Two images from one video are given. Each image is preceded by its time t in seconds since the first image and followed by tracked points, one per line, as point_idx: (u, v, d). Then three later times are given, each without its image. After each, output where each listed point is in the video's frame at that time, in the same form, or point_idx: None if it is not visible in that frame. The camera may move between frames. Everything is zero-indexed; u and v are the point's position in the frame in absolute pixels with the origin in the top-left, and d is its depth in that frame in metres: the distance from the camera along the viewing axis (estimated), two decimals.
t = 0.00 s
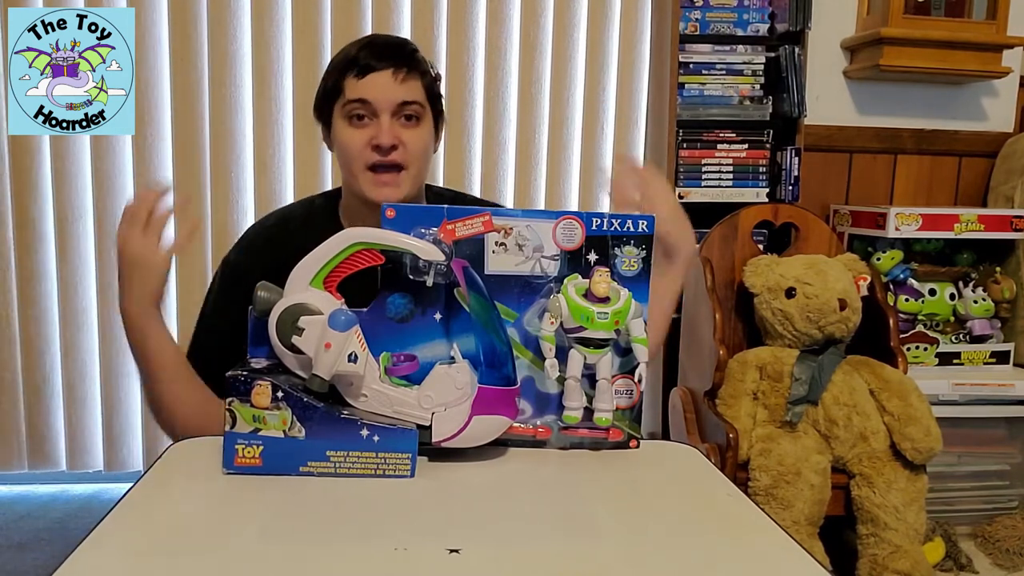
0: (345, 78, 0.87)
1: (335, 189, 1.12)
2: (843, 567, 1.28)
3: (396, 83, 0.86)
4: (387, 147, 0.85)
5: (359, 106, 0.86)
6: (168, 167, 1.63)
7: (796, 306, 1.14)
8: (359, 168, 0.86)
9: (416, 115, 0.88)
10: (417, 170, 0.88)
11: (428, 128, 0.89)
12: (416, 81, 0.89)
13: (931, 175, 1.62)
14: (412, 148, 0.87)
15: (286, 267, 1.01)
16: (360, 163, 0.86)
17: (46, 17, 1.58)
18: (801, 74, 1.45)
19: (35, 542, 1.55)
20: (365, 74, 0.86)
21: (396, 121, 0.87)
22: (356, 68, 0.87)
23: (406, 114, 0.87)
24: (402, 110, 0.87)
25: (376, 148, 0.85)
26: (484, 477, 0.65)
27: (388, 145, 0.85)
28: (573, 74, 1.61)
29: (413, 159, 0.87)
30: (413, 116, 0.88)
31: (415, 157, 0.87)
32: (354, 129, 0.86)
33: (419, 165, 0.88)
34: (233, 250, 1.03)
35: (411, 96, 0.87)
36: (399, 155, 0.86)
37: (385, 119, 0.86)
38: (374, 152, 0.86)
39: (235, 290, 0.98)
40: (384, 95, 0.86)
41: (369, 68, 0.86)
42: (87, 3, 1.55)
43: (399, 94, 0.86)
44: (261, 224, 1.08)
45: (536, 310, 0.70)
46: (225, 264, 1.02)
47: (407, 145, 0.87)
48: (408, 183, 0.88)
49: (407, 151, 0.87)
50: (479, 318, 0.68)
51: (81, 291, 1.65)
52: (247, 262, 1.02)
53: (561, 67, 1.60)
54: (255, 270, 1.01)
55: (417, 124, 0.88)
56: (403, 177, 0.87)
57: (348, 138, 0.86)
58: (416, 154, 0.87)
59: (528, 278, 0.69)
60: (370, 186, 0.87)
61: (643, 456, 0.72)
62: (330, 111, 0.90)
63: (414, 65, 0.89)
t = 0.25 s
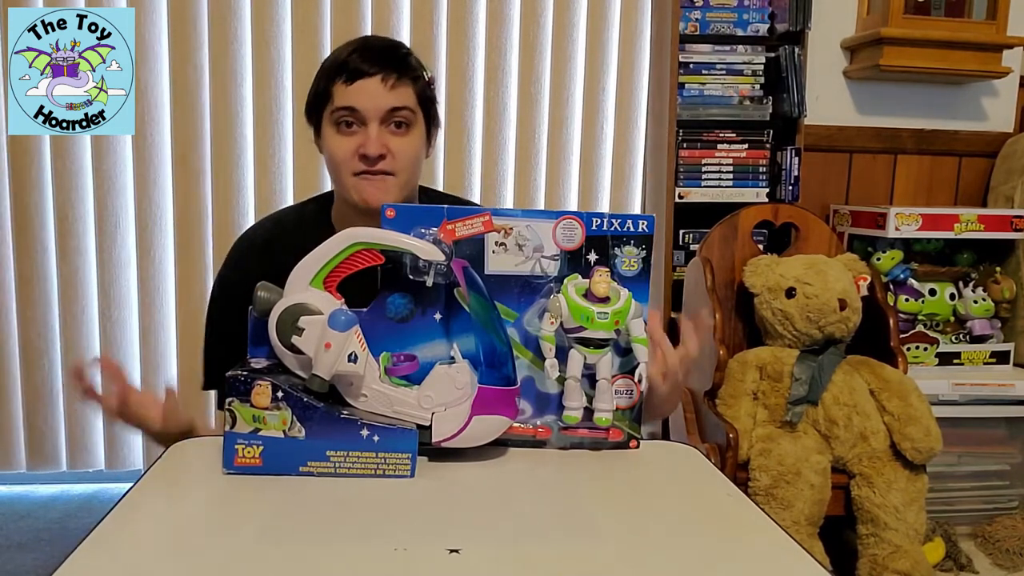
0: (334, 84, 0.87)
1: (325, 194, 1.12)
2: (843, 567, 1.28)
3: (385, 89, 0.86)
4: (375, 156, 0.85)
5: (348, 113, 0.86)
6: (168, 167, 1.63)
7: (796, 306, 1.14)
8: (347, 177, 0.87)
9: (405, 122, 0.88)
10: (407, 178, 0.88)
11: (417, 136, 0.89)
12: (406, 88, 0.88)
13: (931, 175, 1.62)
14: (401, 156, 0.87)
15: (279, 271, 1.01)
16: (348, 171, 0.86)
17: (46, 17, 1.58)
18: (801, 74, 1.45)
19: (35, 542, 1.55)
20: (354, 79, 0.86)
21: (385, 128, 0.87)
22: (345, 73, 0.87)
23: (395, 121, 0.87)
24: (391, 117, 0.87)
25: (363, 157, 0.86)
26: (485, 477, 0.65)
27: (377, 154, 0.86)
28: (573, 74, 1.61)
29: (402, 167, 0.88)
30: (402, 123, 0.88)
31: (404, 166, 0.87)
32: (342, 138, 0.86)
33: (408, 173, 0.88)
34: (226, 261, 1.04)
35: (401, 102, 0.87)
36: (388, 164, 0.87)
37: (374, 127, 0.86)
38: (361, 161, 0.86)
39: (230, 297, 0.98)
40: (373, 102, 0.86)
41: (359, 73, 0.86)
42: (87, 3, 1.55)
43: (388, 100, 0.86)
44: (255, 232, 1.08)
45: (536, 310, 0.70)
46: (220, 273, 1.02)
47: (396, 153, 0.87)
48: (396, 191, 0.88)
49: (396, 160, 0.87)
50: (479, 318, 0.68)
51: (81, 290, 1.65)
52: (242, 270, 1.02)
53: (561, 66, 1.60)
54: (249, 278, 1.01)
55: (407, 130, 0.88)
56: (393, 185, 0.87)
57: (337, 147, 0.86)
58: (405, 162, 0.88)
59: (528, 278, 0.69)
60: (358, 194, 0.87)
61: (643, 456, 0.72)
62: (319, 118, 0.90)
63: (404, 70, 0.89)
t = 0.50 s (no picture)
0: (331, 86, 0.87)
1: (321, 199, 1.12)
2: (843, 567, 1.28)
3: (381, 89, 0.87)
4: (371, 156, 0.85)
5: (344, 114, 0.86)
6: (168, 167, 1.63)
7: (796, 306, 1.14)
8: (343, 177, 0.86)
9: (402, 122, 0.88)
10: (404, 178, 0.88)
11: (414, 137, 0.89)
12: (403, 88, 0.89)
13: (931, 175, 1.62)
14: (397, 156, 0.87)
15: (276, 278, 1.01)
16: (344, 171, 0.86)
17: (46, 17, 1.58)
18: (801, 74, 1.45)
19: (36, 542, 1.55)
20: (350, 80, 0.87)
21: (382, 129, 0.87)
22: (341, 74, 0.87)
23: (392, 121, 0.87)
24: (388, 117, 0.87)
25: (360, 157, 0.85)
26: (485, 477, 0.65)
27: (373, 153, 0.85)
28: (573, 74, 1.61)
29: (399, 167, 0.87)
30: (399, 123, 0.88)
31: (401, 166, 0.87)
32: (339, 138, 0.86)
33: (405, 174, 0.88)
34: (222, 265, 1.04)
35: (398, 102, 0.87)
36: (384, 164, 0.86)
37: (371, 127, 0.86)
38: (358, 161, 0.86)
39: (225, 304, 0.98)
40: (369, 102, 0.86)
41: (355, 74, 0.87)
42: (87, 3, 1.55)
43: (384, 100, 0.86)
44: (251, 237, 1.08)
45: (536, 310, 0.70)
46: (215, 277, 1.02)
47: (393, 153, 0.87)
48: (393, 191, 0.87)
49: (393, 159, 0.87)
50: (479, 318, 0.68)
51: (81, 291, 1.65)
52: (237, 276, 1.02)
53: (561, 66, 1.60)
54: (245, 284, 1.01)
55: (403, 131, 0.88)
56: (389, 185, 0.87)
57: (333, 147, 0.86)
58: (402, 162, 0.87)
59: (528, 278, 0.69)
60: (355, 194, 0.87)
61: (643, 457, 0.72)
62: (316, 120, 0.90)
63: (401, 71, 0.89)
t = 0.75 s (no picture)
0: (328, 85, 0.87)
1: (320, 197, 1.11)
2: (843, 567, 1.28)
3: (379, 87, 0.87)
4: (371, 153, 0.85)
5: (342, 112, 0.86)
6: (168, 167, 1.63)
7: (796, 306, 1.14)
8: (342, 175, 0.86)
9: (400, 120, 0.88)
10: (402, 176, 0.88)
11: (412, 135, 0.89)
12: (400, 86, 0.89)
13: (931, 175, 1.62)
14: (396, 153, 0.87)
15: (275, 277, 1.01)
16: (342, 169, 0.86)
17: (46, 17, 1.58)
18: (801, 74, 1.45)
19: (35, 542, 1.55)
20: (347, 79, 0.87)
21: (380, 127, 0.87)
22: (338, 73, 0.87)
23: (390, 119, 0.87)
24: (386, 115, 0.87)
25: (359, 154, 0.85)
26: (485, 477, 0.65)
27: (372, 151, 0.85)
28: (573, 74, 1.61)
29: (398, 164, 0.87)
30: (397, 121, 0.88)
31: (400, 163, 0.87)
32: (337, 137, 0.86)
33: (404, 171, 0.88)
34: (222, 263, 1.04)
35: (395, 100, 0.87)
36: (383, 161, 0.86)
37: (369, 125, 0.86)
38: (357, 158, 0.85)
39: (224, 303, 0.99)
40: (368, 100, 0.86)
41: (352, 72, 0.87)
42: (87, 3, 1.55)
43: (382, 98, 0.86)
44: (251, 235, 1.07)
45: (536, 310, 0.70)
46: (215, 276, 1.03)
47: (391, 151, 0.86)
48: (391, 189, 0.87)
49: (391, 157, 0.87)
50: (479, 318, 0.68)
51: (81, 290, 1.65)
52: (236, 275, 1.02)
53: (561, 67, 1.60)
54: (244, 284, 1.01)
55: (401, 129, 0.88)
56: (388, 183, 0.87)
57: (331, 145, 0.86)
58: (400, 160, 0.87)
59: (528, 278, 0.69)
60: (353, 191, 0.86)
61: (643, 457, 0.72)
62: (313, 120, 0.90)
63: (397, 69, 0.90)
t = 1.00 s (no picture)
0: (327, 84, 0.88)
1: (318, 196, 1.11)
2: (843, 567, 1.28)
3: (378, 86, 0.87)
4: (371, 151, 0.85)
5: (342, 110, 0.86)
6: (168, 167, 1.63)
7: (796, 306, 1.14)
8: (342, 173, 0.86)
9: (400, 119, 0.88)
10: (402, 174, 0.88)
11: (412, 133, 0.89)
12: (399, 85, 0.89)
13: (931, 175, 1.62)
14: (396, 151, 0.87)
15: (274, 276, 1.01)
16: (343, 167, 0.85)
17: (46, 17, 1.58)
18: (801, 74, 1.45)
19: (35, 542, 1.54)
20: (346, 78, 0.87)
21: (380, 125, 0.87)
22: (337, 72, 0.88)
23: (389, 118, 0.87)
24: (385, 113, 0.87)
25: (359, 152, 0.85)
26: (485, 477, 0.65)
27: (373, 149, 0.85)
28: (573, 74, 1.61)
29: (398, 162, 0.87)
30: (397, 120, 0.88)
31: (401, 161, 0.87)
32: (337, 136, 0.86)
33: (404, 169, 0.88)
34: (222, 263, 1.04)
35: (394, 98, 0.87)
36: (383, 159, 0.86)
37: (369, 123, 0.86)
38: (358, 156, 0.85)
39: (224, 303, 0.98)
40: (367, 98, 0.86)
41: (351, 72, 0.87)
42: (87, 3, 1.55)
43: (382, 97, 0.86)
44: (251, 234, 1.07)
45: (536, 310, 0.70)
46: (215, 275, 1.03)
47: (391, 149, 0.86)
48: (392, 186, 0.87)
49: (391, 155, 0.86)
50: (479, 318, 0.68)
51: (81, 290, 1.65)
52: (236, 274, 1.02)
53: (561, 67, 1.60)
54: (244, 283, 1.01)
55: (401, 127, 0.88)
56: (388, 181, 0.86)
57: (332, 144, 0.86)
58: (400, 158, 0.87)
59: (528, 278, 0.69)
60: (354, 190, 0.86)
61: (643, 457, 0.72)
62: (312, 119, 0.89)
63: (395, 68, 0.90)
